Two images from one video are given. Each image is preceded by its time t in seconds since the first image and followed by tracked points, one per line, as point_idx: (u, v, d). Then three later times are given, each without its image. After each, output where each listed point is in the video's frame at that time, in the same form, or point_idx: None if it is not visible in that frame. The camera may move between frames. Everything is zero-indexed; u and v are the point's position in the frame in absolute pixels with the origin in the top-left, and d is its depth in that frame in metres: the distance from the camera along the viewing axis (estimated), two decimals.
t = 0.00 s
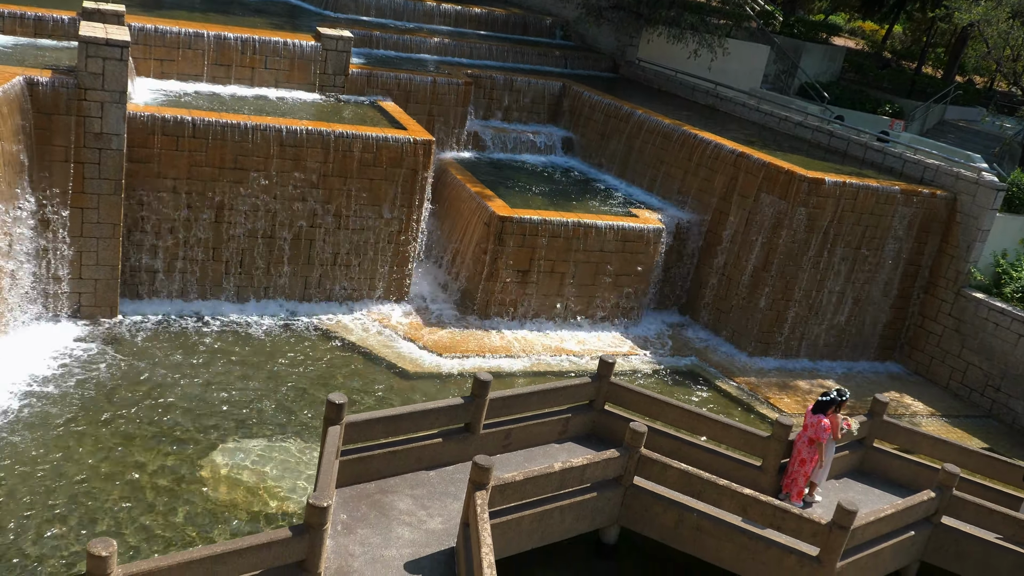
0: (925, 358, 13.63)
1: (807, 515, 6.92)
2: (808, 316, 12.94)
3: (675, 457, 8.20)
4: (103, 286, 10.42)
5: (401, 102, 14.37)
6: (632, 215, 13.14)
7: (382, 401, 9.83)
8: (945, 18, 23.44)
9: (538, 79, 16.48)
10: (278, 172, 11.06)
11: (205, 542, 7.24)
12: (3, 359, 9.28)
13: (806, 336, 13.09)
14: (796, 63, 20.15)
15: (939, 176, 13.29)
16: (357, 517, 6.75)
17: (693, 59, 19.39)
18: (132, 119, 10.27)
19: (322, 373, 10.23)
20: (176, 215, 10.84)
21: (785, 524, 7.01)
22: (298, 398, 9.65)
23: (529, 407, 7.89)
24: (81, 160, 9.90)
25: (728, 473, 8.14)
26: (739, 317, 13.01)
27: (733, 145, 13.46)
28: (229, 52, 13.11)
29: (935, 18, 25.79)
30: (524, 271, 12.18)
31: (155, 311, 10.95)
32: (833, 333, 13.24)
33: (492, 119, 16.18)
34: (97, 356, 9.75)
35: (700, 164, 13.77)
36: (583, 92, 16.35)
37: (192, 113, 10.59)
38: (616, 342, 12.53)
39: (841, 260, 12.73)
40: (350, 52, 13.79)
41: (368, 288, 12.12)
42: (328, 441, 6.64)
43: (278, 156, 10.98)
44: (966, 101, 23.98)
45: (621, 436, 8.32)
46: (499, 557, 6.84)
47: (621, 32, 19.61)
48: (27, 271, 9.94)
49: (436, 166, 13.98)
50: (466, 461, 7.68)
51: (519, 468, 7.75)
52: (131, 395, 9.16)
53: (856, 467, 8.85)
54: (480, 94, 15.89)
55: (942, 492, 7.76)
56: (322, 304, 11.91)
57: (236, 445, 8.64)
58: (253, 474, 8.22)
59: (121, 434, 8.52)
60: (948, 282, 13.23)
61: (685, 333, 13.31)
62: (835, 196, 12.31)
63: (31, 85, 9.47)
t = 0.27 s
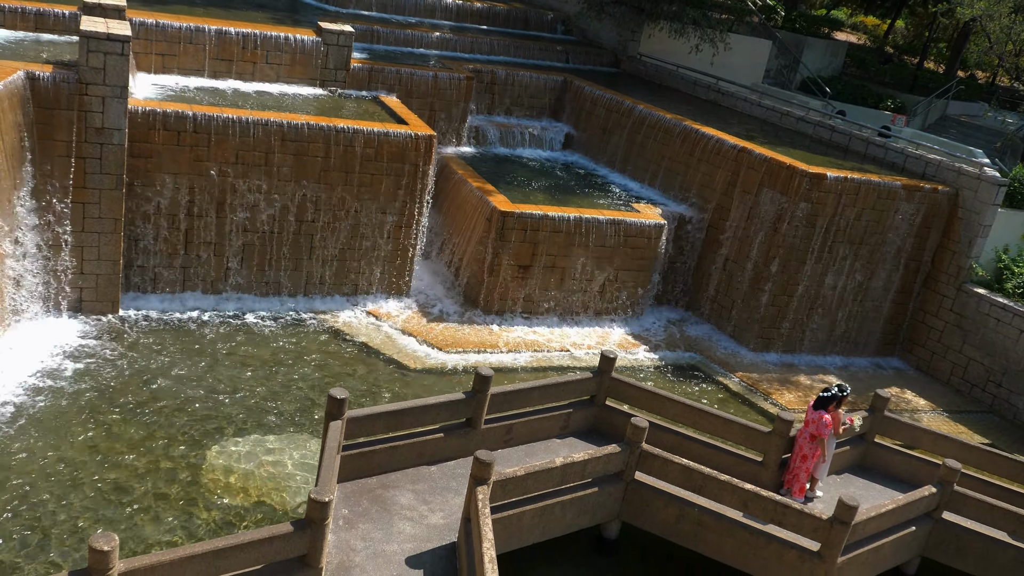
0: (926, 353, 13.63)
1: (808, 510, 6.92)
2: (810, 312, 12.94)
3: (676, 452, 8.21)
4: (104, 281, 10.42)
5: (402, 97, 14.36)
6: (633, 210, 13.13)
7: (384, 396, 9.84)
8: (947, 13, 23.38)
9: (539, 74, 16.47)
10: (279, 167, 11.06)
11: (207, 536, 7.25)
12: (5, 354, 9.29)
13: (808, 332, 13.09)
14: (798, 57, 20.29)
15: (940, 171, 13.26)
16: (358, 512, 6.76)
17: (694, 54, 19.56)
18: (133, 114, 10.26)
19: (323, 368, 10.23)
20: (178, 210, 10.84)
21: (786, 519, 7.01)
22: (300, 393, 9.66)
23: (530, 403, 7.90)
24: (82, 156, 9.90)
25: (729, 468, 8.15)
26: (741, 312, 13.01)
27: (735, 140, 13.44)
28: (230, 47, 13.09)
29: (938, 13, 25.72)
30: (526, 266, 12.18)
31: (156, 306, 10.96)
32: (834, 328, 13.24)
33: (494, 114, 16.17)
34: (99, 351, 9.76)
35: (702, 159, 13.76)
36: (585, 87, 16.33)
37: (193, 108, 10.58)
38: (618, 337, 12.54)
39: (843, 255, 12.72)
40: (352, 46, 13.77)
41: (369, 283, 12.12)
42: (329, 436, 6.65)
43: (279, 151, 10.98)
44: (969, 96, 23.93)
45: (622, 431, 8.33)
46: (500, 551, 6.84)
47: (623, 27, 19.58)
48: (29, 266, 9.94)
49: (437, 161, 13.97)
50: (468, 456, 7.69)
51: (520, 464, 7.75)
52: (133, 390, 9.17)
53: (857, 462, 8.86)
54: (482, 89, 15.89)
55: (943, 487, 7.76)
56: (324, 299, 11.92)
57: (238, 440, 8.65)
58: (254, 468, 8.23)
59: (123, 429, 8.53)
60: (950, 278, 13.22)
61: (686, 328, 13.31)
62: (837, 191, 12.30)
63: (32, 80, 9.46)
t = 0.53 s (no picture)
0: (927, 351, 13.62)
1: (809, 508, 6.92)
2: (811, 309, 12.93)
3: (676, 449, 8.21)
4: (105, 276, 10.42)
5: (403, 93, 14.36)
6: (634, 207, 13.11)
7: (384, 392, 9.85)
8: (950, 11, 23.34)
9: (541, 70, 16.47)
10: (281, 162, 11.05)
11: (208, 531, 7.26)
12: (6, 349, 9.30)
13: (809, 329, 13.08)
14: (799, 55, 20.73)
15: (942, 169, 13.24)
16: (358, 508, 6.77)
17: (696, 51, 19.28)
18: (135, 109, 10.26)
19: (324, 364, 10.23)
20: (179, 205, 10.84)
21: (787, 517, 7.01)
22: (300, 389, 9.66)
23: (531, 399, 7.90)
24: (84, 151, 9.89)
25: (729, 465, 8.15)
26: (742, 309, 13.01)
27: (736, 137, 13.42)
28: (231, 42, 13.08)
29: (940, 11, 25.67)
30: (527, 263, 12.17)
31: (158, 301, 10.96)
32: (835, 326, 13.23)
33: (495, 110, 16.18)
34: (100, 346, 9.76)
35: (704, 157, 13.74)
36: (586, 84, 16.32)
37: (195, 104, 10.57)
38: (619, 334, 12.53)
39: (844, 253, 12.71)
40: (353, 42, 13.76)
41: (370, 279, 12.12)
42: (330, 432, 6.65)
43: (281, 147, 10.97)
44: (971, 94, 23.89)
45: (623, 428, 8.33)
46: (500, 548, 6.85)
47: (624, 23, 19.56)
48: (30, 261, 9.94)
49: (439, 157, 13.97)
50: (468, 453, 7.69)
51: (521, 460, 7.76)
52: (134, 385, 9.17)
53: (857, 460, 8.86)
54: (484, 85, 15.90)
55: (944, 485, 7.76)
56: (324, 295, 11.92)
57: (238, 435, 8.65)
58: (255, 463, 8.24)
59: (123, 424, 8.54)
60: (951, 276, 13.20)
61: (686, 325, 13.31)
62: (839, 189, 12.28)
63: (34, 75, 9.46)
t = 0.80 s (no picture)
0: (927, 350, 13.64)
1: (807, 505, 6.94)
2: (811, 307, 12.95)
3: (676, 446, 8.24)
4: (107, 270, 10.44)
5: (405, 89, 14.37)
6: (636, 204, 13.13)
7: (385, 387, 9.87)
8: (953, 10, 23.32)
9: (543, 67, 16.48)
10: (282, 158, 11.07)
11: (208, 525, 7.29)
12: (7, 343, 9.32)
13: (809, 328, 13.11)
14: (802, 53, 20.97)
15: (944, 168, 13.23)
16: (358, 503, 6.79)
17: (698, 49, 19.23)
18: (136, 103, 10.27)
19: (324, 359, 10.25)
20: (181, 200, 10.86)
21: (785, 514, 7.03)
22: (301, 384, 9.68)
23: (531, 395, 7.92)
24: (85, 145, 9.91)
25: (728, 462, 8.17)
26: (742, 307, 13.03)
27: (738, 135, 13.43)
28: (234, 37, 13.08)
29: (944, 10, 25.64)
30: (528, 259, 12.18)
31: (159, 296, 10.98)
32: (835, 324, 13.25)
33: (497, 106, 16.20)
34: (101, 340, 9.79)
35: (705, 154, 13.75)
36: (588, 80, 16.32)
37: (197, 99, 10.58)
38: (619, 331, 12.55)
39: (845, 251, 12.72)
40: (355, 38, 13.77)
41: (371, 274, 12.14)
42: (330, 427, 6.67)
43: (282, 142, 10.98)
44: (973, 94, 23.87)
45: (622, 425, 8.36)
46: (500, 543, 6.87)
47: (627, 20, 19.55)
48: (31, 255, 9.96)
49: (440, 153, 13.98)
50: (468, 448, 7.71)
51: (521, 456, 7.78)
52: (135, 379, 9.20)
53: (857, 458, 8.88)
54: (486, 82, 15.91)
55: (942, 484, 7.78)
56: (326, 290, 11.94)
57: (239, 430, 8.68)
58: (255, 458, 8.27)
59: (124, 418, 8.56)
60: (952, 275, 13.21)
61: (687, 322, 13.33)
62: (840, 187, 12.28)
63: (35, 69, 9.47)
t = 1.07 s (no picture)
0: (925, 343, 13.64)
1: (806, 497, 6.94)
2: (811, 300, 12.94)
3: (674, 437, 8.24)
4: (105, 258, 10.42)
5: (406, 78, 14.34)
6: (636, 195, 13.10)
7: (383, 377, 9.86)
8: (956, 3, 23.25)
9: (544, 57, 16.45)
10: (283, 146, 11.03)
11: (207, 513, 7.29)
12: (5, 330, 9.30)
13: (808, 320, 13.10)
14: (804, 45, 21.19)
15: (945, 162, 13.20)
16: (357, 492, 6.78)
17: (701, 40, 19.21)
18: (135, 90, 10.22)
19: (323, 348, 10.24)
20: (180, 188, 10.82)
21: (783, 506, 7.03)
22: (299, 373, 9.67)
23: (530, 386, 7.91)
24: (84, 132, 9.87)
25: (727, 454, 8.18)
26: (742, 299, 13.02)
27: (739, 127, 13.39)
28: (234, 24, 13.01)
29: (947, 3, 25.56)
30: (528, 250, 12.17)
31: (158, 284, 10.97)
32: (834, 317, 13.25)
33: (498, 96, 16.17)
34: (99, 328, 9.77)
35: (706, 146, 13.71)
36: (590, 71, 16.28)
37: (196, 86, 10.53)
38: (618, 322, 12.55)
39: (845, 244, 12.70)
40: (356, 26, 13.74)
41: (371, 264, 12.12)
42: (329, 416, 6.66)
43: (282, 130, 10.94)
44: (975, 87, 23.82)
45: (621, 416, 8.36)
46: (498, 533, 6.87)
47: (629, 11, 19.48)
48: (29, 242, 9.94)
49: (441, 142, 13.96)
50: (467, 438, 7.71)
51: (519, 446, 7.77)
52: (133, 367, 9.19)
53: (855, 451, 8.89)
54: (487, 72, 15.89)
55: (940, 477, 7.78)
56: (325, 279, 11.93)
57: (237, 418, 8.67)
58: (253, 446, 8.27)
59: (122, 406, 8.55)
60: (952, 268, 13.20)
61: (686, 314, 13.33)
62: (841, 179, 12.25)
63: (33, 55, 9.42)
